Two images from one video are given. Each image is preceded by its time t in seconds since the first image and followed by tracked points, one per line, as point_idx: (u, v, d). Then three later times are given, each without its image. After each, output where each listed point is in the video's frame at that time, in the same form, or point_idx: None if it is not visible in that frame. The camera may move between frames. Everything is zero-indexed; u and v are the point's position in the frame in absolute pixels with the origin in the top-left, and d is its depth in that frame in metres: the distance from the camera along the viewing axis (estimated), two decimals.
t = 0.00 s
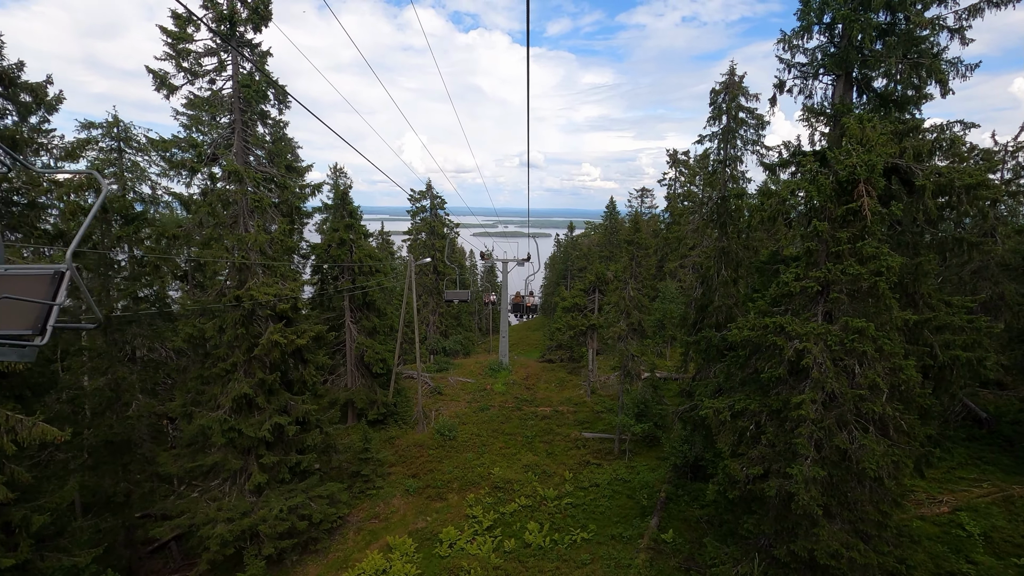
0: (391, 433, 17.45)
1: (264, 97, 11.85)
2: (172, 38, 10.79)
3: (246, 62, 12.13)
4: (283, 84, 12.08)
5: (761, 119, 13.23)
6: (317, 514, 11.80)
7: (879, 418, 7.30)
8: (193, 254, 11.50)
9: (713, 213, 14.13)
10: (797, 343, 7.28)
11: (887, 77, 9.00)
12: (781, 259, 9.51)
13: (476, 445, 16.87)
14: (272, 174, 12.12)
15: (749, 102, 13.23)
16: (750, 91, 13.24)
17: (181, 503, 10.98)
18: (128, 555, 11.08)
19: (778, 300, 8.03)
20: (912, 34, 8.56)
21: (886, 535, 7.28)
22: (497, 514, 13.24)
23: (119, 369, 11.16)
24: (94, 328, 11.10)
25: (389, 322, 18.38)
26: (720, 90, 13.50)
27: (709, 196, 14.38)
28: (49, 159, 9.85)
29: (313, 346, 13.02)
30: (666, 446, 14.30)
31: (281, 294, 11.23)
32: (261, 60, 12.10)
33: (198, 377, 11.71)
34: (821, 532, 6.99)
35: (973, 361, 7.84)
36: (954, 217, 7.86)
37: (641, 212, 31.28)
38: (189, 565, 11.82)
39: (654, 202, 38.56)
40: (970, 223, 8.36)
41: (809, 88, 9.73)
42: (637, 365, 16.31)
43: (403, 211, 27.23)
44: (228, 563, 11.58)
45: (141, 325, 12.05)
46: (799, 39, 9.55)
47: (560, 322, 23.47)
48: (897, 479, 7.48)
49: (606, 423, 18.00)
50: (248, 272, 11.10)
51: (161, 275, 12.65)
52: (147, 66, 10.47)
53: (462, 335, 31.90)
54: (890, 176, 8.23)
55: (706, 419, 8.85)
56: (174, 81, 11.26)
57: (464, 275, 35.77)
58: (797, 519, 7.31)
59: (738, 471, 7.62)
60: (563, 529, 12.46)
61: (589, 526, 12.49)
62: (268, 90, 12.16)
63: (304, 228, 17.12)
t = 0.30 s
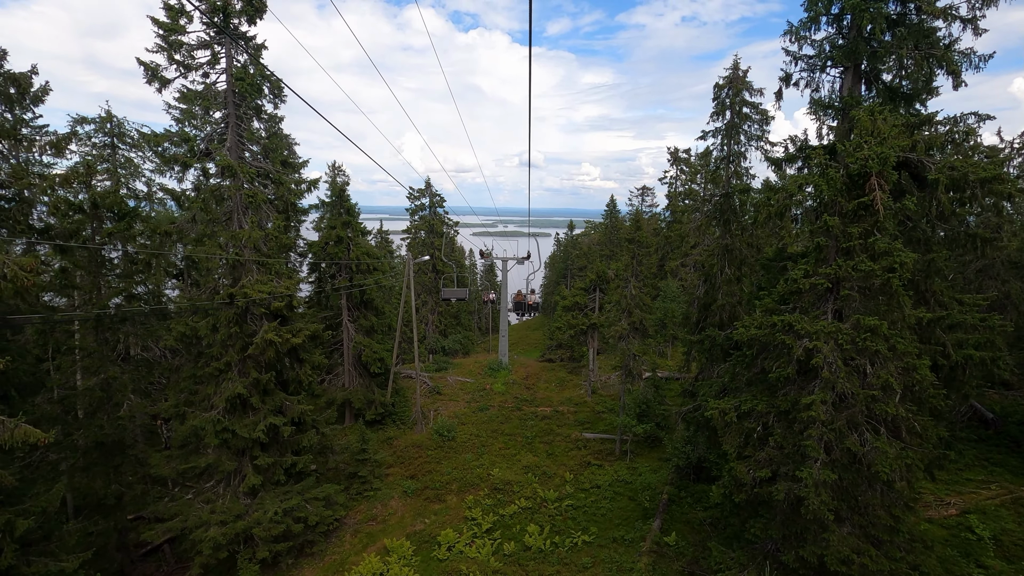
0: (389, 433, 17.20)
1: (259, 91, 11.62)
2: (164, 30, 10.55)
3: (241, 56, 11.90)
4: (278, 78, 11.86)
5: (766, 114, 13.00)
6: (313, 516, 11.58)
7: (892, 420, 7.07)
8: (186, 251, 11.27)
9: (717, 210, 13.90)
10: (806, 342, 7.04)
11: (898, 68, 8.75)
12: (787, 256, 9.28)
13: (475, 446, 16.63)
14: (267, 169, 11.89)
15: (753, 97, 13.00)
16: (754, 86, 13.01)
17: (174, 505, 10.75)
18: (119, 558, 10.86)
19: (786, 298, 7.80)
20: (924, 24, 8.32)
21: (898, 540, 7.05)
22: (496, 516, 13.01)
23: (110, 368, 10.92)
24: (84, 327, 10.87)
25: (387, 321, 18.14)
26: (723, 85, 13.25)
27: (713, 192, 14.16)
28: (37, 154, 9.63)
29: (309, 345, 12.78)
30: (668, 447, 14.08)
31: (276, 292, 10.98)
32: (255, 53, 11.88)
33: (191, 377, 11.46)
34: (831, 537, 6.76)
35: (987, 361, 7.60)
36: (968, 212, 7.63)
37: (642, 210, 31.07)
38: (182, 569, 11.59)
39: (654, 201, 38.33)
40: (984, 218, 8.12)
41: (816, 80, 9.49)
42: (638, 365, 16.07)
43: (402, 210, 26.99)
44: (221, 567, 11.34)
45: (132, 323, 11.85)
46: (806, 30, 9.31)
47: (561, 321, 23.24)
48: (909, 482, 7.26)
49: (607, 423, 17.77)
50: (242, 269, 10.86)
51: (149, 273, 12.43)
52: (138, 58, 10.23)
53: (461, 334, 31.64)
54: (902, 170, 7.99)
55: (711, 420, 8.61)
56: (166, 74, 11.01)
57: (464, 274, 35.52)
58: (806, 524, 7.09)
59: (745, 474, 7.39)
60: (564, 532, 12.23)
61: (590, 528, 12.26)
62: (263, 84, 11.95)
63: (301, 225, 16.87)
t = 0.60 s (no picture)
0: (387, 434, 16.94)
1: (254, 85, 11.37)
2: (156, 22, 10.29)
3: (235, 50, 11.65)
4: (273, 72, 11.62)
5: (771, 109, 12.74)
6: (309, 521, 11.33)
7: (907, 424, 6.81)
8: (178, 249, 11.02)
9: (721, 207, 13.65)
10: (818, 343, 6.79)
11: (911, 60, 8.49)
12: (795, 254, 9.02)
13: (475, 447, 16.38)
14: (262, 165, 11.64)
15: (758, 92, 12.74)
16: (759, 80, 12.75)
17: (166, 510, 10.51)
18: (111, 563, 10.62)
19: (796, 297, 7.54)
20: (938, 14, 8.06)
21: (913, 548, 6.79)
22: (496, 520, 12.76)
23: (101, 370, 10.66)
24: (74, 327, 10.62)
25: (385, 320, 17.88)
26: (728, 80, 13.00)
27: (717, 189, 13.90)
28: (20, 149, 9.34)
29: (305, 346, 12.51)
30: (672, 448, 13.83)
31: (271, 291, 10.72)
32: (250, 47, 11.63)
33: (185, 379, 11.21)
34: (843, 546, 6.51)
35: (1004, 362, 7.34)
36: (984, 209, 7.37)
37: (644, 209, 30.81)
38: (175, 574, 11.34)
39: (656, 199, 38.04)
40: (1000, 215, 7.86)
41: (826, 73, 9.22)
42: (641, 365, 15.81)
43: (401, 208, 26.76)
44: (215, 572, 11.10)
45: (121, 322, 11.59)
46: (815, 21, 9.05)
47: (562, 321, 22.97)
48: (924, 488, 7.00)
49: (609, 424, 17.53)
50: (236, 268, 10.61)
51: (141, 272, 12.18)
52: (129, 51, 9.98)
53: (461, 334, 31.38)
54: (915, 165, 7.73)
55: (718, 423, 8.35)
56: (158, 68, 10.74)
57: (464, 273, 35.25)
58: (816, 531, 6.84)
59: (753, 479, 7.15)
60: (565, 536, 11.99)
61: (593, 532, 12.02)
62: (258, 79, 11.71)
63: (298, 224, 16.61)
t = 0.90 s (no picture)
0: (386, 436, 16.67)
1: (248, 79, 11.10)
2: (147, 14, 10.01)
3: (230, 44, 11.39)
4: (268, 67, 11.36)
5: (779, 105, 12.46)
6: (305, 526, 11.07)
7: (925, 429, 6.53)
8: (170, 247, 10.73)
9: (727, 205, 13.36)
10: (832, 346, 6.50)
11: (926, 52, 8.21)
12: (806, 253, 8.73)
13: (475, 450, 16.11)
14: (257, 162, 11.38)
15: (765, 87, 12.46)
16: (766, 75, 12.47)
17: (159, 515, 10.25)
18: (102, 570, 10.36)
19: (808, 298, 7.25)
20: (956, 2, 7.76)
21: (932, 559, 6.51)
22: (497, 524, 12.50)
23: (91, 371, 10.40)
24: (65, 327, 10.35)
25: (384, 320, 17.62)
26: (734, 75, 12.72)
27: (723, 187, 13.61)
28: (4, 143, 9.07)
29: (302, 347, 12.24)
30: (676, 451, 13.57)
31: (266, 291, 10.45)
32: (245, 41, 11.37)
33: (178, 381, 10.93)
34: (859, 558, 6.23)
35: None
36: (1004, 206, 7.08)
37: (646, 208, 30.52)
38: None
39: (658, 198, 37.75)
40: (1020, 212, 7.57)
41: (837, 66, 8.94)
42: (645, 366, 15.53)
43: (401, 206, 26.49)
44: None
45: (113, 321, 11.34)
46: (827, 12, 8.75)
47: (563, 320, 22.69)
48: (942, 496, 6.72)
49: (612, 426, 17.26)
50: (230, 267, 10.35)
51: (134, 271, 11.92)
52: (119, 44, 9.71)
53: (462, 333, 31.11)
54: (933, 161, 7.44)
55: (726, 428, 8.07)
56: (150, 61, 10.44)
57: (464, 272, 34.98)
58: (830, 541, 6.56)
59: (763, 487, 6.87)
60: (567, 541, 11.72)
61: (595, 537, 11.76)
62: (253, 74, 11.45)
63: (296, 222, 16.36)
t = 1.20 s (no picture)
0: (384, 440, 16.35)
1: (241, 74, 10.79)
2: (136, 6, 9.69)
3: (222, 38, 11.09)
4: (262, 61, 11.04)
5: (786, 101, 12.15)
6: (299, 533, 10.75)
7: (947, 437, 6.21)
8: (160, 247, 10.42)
9: (733, 204, 13.04)
10: (849, 350, 6.18)
11: (942, 44, 7.89)
12: (817, 252, 8.42)
13: (475, 454, 15.80)
14: (250, 159, 11.07)
15: (771, 82, 12.15)
16: (773, 70, 12.16)
17: (148, 523, 9.93)
18: None
19: (822, 299, 6.93)
20: None
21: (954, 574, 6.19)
22: (497, 531, 12.18)
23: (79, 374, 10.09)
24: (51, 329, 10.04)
25: (382, 322, 17.30)
26: (740, 70, 12.42)
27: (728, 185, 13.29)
28: None
29: (296, 349, 11.93)
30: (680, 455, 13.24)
31: (258, 291, 10.13)
32: (237, 35, 11.07)
33: (168, 384, 10.62)
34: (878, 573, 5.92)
35: None
36: None
37: (648, 207, 30.20)
38: None
39: (659, 198, 37.43)
40: None
41: (849, 58, 8.62)
42: (648, 368, 15.21)
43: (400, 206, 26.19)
44: None
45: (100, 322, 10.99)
46: (839, 2, 8.43)
47: (565, 321, 22.36)
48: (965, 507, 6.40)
49: (614, 429, 16.94)
50: (221, 268, 10.04)
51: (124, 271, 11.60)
52: (107, 36, 9.41)
53: (462, 335, 30.79)
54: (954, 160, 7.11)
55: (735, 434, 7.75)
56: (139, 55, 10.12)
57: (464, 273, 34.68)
58: (846, 555, 6.24)
59: (775, 497, 6.56)
60: (569, 548, 11.41)
61: (598, 545, 11.44)
62: (245, 67, 11.10)
63: (291, 222, 16.19)
